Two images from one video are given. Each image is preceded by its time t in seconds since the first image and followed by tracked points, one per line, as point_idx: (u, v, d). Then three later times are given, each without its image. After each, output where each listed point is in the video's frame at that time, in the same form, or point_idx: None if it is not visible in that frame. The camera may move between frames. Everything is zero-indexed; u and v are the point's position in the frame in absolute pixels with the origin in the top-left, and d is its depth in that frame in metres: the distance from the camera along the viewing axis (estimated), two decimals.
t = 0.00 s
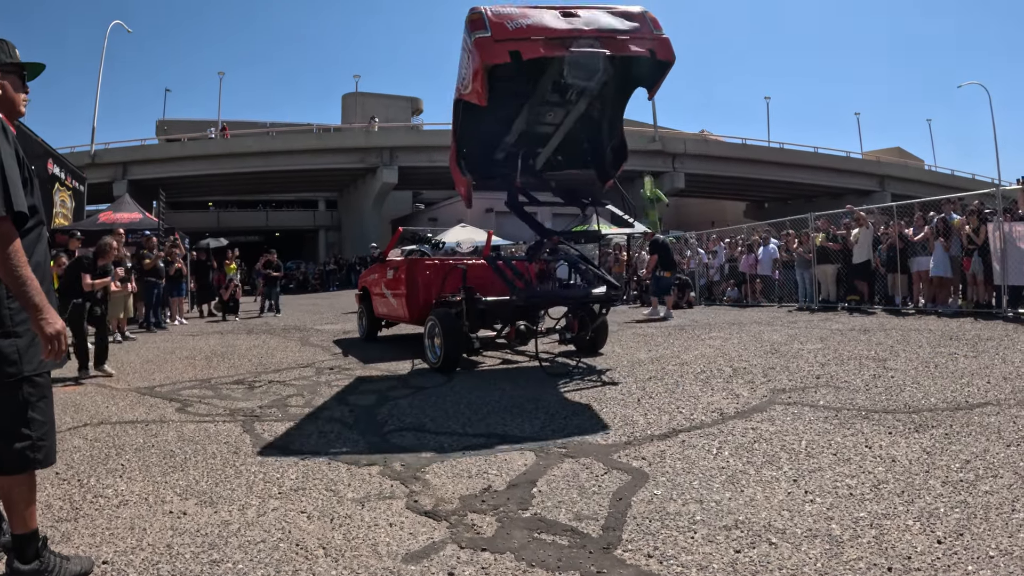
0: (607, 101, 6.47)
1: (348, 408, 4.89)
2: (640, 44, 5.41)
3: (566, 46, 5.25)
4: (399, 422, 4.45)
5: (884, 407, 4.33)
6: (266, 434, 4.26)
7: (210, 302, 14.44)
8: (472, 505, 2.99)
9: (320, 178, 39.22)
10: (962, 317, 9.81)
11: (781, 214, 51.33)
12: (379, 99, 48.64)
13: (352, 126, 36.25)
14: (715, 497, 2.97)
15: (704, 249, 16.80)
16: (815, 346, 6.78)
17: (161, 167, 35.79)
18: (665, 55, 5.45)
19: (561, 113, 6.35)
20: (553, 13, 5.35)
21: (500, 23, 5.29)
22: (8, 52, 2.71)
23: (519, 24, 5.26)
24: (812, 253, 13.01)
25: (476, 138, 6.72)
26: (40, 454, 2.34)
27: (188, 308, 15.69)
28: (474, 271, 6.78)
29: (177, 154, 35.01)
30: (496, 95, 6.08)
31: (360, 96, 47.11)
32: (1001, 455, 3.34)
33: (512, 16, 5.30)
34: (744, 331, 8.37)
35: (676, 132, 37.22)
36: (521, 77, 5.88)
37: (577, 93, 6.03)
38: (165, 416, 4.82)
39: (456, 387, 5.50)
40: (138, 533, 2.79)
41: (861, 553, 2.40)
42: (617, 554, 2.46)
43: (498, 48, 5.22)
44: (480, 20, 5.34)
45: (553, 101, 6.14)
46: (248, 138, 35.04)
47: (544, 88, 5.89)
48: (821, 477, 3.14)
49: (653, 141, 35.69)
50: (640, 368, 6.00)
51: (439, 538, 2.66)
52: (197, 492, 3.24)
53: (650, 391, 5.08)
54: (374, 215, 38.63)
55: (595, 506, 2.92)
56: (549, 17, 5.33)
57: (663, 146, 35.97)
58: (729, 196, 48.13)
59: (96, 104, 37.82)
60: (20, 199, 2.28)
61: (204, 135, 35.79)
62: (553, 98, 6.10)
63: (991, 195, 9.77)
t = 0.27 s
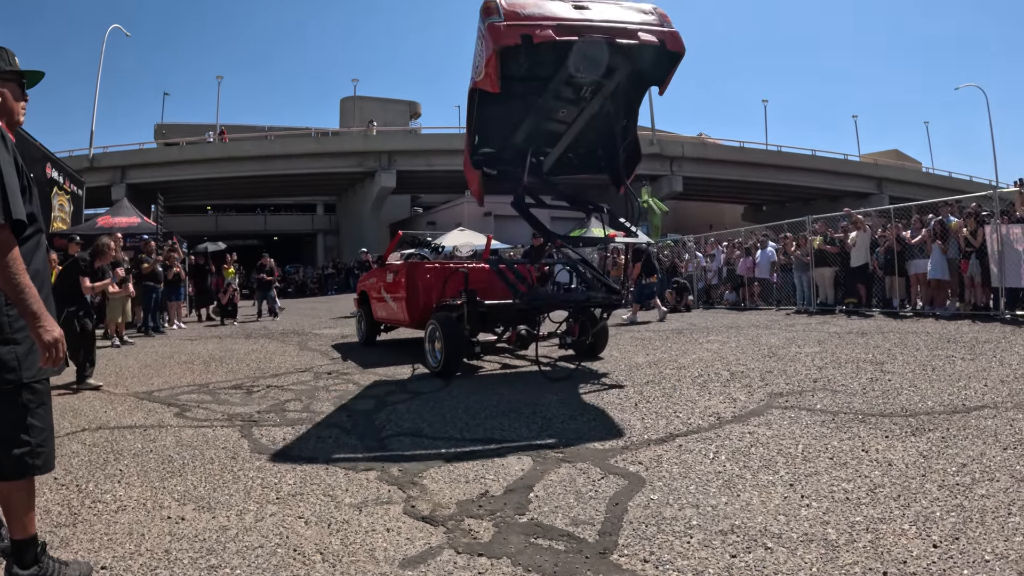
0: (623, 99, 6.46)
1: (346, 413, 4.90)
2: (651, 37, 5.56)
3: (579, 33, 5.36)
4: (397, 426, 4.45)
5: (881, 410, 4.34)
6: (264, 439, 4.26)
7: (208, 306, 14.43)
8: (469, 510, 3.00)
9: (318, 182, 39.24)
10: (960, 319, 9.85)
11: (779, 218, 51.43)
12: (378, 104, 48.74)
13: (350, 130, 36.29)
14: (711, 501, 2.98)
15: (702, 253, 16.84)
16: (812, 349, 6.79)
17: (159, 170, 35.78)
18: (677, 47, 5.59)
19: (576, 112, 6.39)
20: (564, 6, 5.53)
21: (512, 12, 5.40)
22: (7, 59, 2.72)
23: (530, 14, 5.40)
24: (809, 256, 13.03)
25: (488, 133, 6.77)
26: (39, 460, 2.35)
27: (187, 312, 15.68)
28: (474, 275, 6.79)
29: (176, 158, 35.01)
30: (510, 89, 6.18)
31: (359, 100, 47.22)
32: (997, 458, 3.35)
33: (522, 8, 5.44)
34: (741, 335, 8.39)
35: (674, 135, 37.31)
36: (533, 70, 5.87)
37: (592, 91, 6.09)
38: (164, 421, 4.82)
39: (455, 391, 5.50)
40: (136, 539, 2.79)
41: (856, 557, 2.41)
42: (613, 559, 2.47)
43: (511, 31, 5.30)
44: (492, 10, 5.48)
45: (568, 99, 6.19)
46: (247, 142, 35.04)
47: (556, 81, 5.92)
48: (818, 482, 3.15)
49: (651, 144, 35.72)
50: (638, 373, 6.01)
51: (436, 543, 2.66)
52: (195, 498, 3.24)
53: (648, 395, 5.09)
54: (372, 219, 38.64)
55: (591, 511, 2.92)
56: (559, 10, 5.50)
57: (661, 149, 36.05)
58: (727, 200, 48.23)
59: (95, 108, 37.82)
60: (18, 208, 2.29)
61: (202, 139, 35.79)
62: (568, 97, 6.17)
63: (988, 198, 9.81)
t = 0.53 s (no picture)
0: (636, 108, 6.40)
1: (343, 419, 4.89)
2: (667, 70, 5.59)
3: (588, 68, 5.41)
4: (394, 432, 4.45)
5: (878, 414, 4.35)
6: (260, 445, 4.26)
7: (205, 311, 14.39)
8: (465, 516, 3.00)
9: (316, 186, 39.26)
10: (957, 322, 9.88)
11: (777, 221, 51.51)
12: (376, 108, 48.81)
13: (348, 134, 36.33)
14: (707, 507, 2.98)
15: (700, 256, 16.87)
16: (809, 353, 6.80)
17: (157, 175, 35.76)
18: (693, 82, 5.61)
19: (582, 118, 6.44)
20: (583, 27, 5.49)
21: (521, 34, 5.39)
22: (4, 67, 2.73)
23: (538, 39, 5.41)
24: (807, 260, 13.06)
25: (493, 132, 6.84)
26: (35, 466, 2.34)
27: (184, 316, 15.65)
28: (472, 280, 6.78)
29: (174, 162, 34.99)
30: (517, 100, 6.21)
31: (357, 104, 47.29)
32: (994, 462, 3.36)
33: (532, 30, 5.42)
34: (739, 339, 8.40)
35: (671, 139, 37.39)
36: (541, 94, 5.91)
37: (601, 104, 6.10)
38: (160, 426, 4.81)
39: (452, 397, 5.49)
40: (131, 545, 2.78)
41: (852, 563, 2.41)
42: (608, 566, 2.47)
43: (516, 64, 5.33)
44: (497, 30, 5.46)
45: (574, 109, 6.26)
46: (245, 146, 35.04)
47: (564, 98, 5.96)
48: (814, 487, 3.15)
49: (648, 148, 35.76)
50: (636, 377, 6.01)
51: (431, 549, 2.66)
52: (191, 504, 3.23)
53: (645, 400, 5.09)
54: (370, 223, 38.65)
55: (587, 517, 2.92)
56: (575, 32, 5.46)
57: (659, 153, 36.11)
58: (725, 203, 48.31)
59: (93, 112, 37.80)
60: (13, 214, 2.28)
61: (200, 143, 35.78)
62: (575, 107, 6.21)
63: (985, 201, 9.84)
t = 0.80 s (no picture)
0: (636, 107, 6.47)
1: (342, 424, 4.89)
2: (667, 78, 5.68)
3: (582, 84, 5.58)
4: (392, 437, 4.45)
5: (876, 418, 4.36)
6: (259, 450, 4.26)
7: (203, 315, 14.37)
8: (464, 521, 3.00)
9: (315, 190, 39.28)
10: (955, 325, 9.94)
11: (775, 225, 51.61)
12: (374, 112, 48.92)
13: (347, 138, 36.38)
14: (705, 512, 2.98)
15: (698, 260, 16.91)
16: (807, 357, 6.82)
17: (156, 179, 35.74)
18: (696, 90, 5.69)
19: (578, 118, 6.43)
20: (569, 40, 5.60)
21: (507, 52, 5.59)
22: (6, 75, 2.74)
23: (526, 55, 5.60)
24: (805, 263, 13.09)
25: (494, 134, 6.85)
26: (36, 473, 2.34)
27: (182, 320, 15.63)
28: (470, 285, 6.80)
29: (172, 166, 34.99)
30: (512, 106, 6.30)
31: (355, 109, 47.37)
32: (992, 466, 3.37)
33: (520, 45, 5.61)
34: (737, 343, 8.41)
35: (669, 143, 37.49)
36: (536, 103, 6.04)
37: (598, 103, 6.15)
38: (159, 431, 4.81)
39: (451, 403, 5.49)
40: (132, 551, 2.78)
41: (850, 567, 2.42)
42: (607, 571, 2.47)
43: (498, 86, 5.56)
44: (483, 46, 5.64)
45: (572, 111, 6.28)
46: (243, 150, 35.05)
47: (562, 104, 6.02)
48: (812, 491, 3.17)
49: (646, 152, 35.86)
50: (634, 382, 6.02)
51: (431, 555, 2.66)
52: (191, 510, 3.23)
53: (643, 405, 5.10)
54: (368, 228, 38.66)
55: (586, 523, 2.93)
56: (567, 43, 5.60)
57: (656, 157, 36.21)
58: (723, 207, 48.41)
59: (91, 117, 37.79)
60: (15, 222, 2.29)
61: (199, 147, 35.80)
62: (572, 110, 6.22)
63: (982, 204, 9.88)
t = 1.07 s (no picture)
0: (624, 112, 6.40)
1: (340, 429, 4.88)
2: (637, 91, 5.62)
3: (545, 107, 5.69)
4: (390, 442, 4.44)
5: (874, 422, 4.36)
6: (257, 455, 4.25)
7: (201, 319, 14.35)
8: (462, 526, 3.00)
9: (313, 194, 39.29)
10: (954, 327, 9.97)
11: (773, 228, 51.70)
12: (372, 116, 49.00)
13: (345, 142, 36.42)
14: (703, 516, 2.98)
15: (696, 264, 16.93)
16: (805, 360, 6.82)
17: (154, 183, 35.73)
18: (668, 101, 5.59)
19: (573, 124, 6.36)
20: (530, 61, 5.68)
21: (468, 82, 5.79)
22: (5, 81, 2.75)
23: (485, 84, 5.78)
24: (803, 267, 13.12)
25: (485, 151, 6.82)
26: (35, 478, 2.33)
27: (180, 325, 15.59)
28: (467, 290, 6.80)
29: (170, 170, 34.98)
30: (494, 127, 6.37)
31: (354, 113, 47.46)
32: (990, 469, 3.37)
33: (479, 74, 5.78)
34: (735, 346, 8.42)
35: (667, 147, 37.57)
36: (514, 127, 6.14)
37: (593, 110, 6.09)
38: (157, 436, 4.80)
39: (449, 407, 5.49)
40: (130, 556, 2.78)
41: (847, 572, 2.42)
42: None
43: (458, 121, 5.82)
44: (442, 79, 5.87)
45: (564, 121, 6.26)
46: (241, 154, 35.06)
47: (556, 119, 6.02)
48: (809, 495, 3.17)
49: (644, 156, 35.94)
50: (632, 386, 6.02)
51: (429, 560, 2.66)
52: (189, 514, 3.23)
53: (641, 409, 5.10)
54: (367, 232, 38.66)
55: (583, 527, 2.93)
56: (529, 65, 5.68)
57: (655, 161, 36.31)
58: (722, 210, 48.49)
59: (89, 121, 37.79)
60: (15, 227, 2.29)
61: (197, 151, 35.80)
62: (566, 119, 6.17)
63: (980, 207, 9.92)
